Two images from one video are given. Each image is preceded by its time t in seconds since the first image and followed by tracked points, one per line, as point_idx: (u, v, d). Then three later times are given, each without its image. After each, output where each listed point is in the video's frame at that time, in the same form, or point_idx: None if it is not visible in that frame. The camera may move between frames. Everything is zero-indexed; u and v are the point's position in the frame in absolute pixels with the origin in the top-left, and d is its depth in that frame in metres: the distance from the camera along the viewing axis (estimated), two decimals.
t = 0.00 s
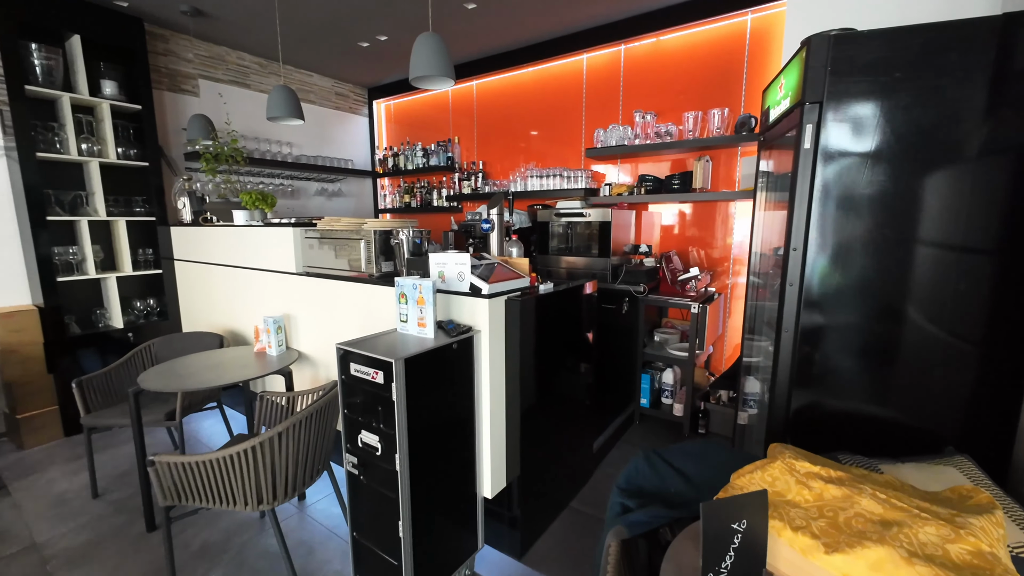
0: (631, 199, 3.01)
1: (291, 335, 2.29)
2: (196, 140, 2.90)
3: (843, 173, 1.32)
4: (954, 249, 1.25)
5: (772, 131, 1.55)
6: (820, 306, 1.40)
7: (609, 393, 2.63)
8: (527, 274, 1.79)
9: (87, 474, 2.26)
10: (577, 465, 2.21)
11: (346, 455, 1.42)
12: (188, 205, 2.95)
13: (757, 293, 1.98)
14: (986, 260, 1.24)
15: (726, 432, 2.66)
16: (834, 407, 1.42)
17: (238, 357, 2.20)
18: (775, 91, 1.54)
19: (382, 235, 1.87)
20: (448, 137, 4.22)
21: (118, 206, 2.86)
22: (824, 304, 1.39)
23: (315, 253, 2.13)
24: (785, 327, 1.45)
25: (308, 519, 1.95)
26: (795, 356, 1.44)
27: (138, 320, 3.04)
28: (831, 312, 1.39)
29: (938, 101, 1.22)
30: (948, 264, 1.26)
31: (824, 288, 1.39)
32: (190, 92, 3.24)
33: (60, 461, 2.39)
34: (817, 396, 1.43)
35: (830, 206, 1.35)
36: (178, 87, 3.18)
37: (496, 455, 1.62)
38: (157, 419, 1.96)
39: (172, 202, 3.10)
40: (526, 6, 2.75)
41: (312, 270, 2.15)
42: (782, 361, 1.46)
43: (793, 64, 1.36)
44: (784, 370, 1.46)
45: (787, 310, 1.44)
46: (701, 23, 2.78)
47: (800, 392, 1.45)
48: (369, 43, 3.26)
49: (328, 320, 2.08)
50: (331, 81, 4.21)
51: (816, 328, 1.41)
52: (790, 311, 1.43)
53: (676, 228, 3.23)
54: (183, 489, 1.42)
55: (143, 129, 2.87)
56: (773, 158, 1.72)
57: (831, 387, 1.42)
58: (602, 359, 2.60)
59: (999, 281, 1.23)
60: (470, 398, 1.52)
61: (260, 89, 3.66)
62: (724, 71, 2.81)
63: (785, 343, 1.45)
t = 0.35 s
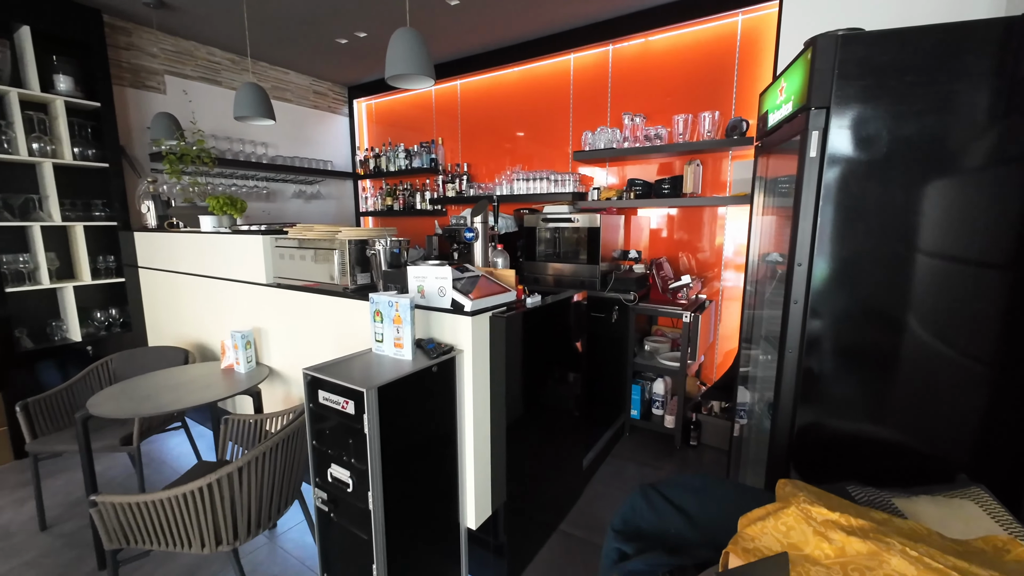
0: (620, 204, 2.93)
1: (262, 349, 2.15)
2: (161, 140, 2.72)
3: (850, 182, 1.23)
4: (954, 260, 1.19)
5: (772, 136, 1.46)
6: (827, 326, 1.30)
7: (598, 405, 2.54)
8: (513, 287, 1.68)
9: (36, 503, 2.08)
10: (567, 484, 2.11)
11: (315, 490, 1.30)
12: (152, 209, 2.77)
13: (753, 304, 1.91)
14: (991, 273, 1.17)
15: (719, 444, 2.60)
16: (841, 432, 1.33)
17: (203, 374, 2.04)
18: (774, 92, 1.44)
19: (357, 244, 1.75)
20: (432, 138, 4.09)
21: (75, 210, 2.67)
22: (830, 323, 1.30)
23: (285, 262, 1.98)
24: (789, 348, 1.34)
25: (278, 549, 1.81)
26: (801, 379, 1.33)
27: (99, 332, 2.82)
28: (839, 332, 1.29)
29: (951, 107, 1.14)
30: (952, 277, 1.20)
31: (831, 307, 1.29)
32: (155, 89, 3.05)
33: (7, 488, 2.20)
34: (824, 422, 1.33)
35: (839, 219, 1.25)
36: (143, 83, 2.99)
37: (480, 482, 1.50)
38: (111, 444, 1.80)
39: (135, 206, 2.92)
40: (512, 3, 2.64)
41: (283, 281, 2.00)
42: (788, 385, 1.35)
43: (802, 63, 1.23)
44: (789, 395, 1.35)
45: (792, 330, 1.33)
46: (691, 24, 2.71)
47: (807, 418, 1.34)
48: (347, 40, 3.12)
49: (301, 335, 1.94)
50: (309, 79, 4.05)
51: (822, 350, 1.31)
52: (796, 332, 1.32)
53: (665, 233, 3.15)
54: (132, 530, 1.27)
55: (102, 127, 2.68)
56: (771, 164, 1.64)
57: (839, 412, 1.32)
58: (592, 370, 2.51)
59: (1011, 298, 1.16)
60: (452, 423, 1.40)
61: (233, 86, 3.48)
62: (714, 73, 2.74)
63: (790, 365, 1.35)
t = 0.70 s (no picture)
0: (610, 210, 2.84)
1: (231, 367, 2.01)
2: (124, 141, 2.55)
3: (867, 193, 1.10)
4: (969, 277, 1.08)
5: (772, 145, 1.37)
6: (836, 350, 1.19)
7: (589, 419, 2.45)
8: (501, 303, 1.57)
9: None
10: (557, 505, 2.01)
11: (280, 532, 1.18)
12: (115, 214, 2.60)
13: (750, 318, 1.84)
14: (1012, 293, 1.06)
15: (714, 457, 2.52)
16: (849, 465, 1.22)
17: (166, 393, 1.89)
18: (777, 97, 1.33)
19: (331, 257, 1.61)
20: (417, 139, 3.96)
21: (31, 216, 2.48)
22: (841, 346, 1.18)
23: (254, 275, 1.84)
24: (797, 373, 1.23)
25: None
26: (810, 407, 1.23)
27: (58, 345, 2.65)
28: (849, 356, 1.18)
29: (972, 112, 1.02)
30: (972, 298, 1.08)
31: (841, 330, 1.18)
32: (120, 86, 2.88)
33: None
34: (832, 453, 1.23)
35: (850, 235, 1.13)
36: (106, 80, 2.82)
37: (464, 516, 1.39)
38: (61, 475, 1.65)
39: (98, 210, 2.74)
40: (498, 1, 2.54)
41: (252, 294, 1.87)
42: (794, 415, 1.24)
43: (811, 62, 1.10)
44: (796, 425, 1.24)
45: (800, 354, 1.22)
46: (682, 24, 2.63)
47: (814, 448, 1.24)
48: (327, 37, 2.99)
49: (273, 353, 1.81)
50: (288, 78, 3.89)
51: (832, 376, 1.20)
52: (804, 357, 1.20)
53: (656, 238, 3.06)
54: None
55: (61, 127, 2.51)
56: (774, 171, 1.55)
57: (848, 443, 1.21)
58: (583, 383, 2.42)
59: None
60: (432, 454, 1.29)
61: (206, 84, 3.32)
62: (707, 76, 2.66)
63: (797, 391, 1.24)
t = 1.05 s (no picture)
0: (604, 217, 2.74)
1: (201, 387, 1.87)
2: (88, 143, 2.39)
3: (891, 210, 0.98)
4: (1009, 300, 0.94)
5: (779, 154, 1.28)
6: (857, 382, 1.07)
7: (583, 435, 2.35)
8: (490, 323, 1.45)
9: None
10: (551, 531, 1.91)
11: None
12: (79, 221, 2.44)
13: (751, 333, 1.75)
14: None
15: (712, 473, 2.44)
16: (868, 502, 1.11)
17: (128, 417, 1.75)
18: (786, 101, 1.24)
19: (307, 272, 1.48)
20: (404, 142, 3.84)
21: None
22: (862, 377, 1.06)
23: (224, 290, 1.71)
24: (812, 405, 1.11)
25: None
26: (826, 442, 1.11)
27: (18, 360, 2.47)
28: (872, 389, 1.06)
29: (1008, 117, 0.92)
30: (1014, 327, 0.94)
31: (862, 358, 1.05)
32: (86, 85, 2.72)
33: None
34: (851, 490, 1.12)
35: (873, 255, 1.00)
36: (71, 78, 2.66)
37: (449, 557, 1.28)
38: (10, 511, 1.51)
39: (62, 217, 2.58)
40: None
41: (222, 311, 1.73)
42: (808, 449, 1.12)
43: (829, 65, 0.99)
44: (811, 460, 1.13)
45: (816, 386, 1.09)
46: (677, 25, 2.55)
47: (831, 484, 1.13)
48: (308, 35, 2.87)
49: (244, 375, 1.68)
50: (269, 77, 3.75)
51: (853, 409, 1.08)
52: (820, 389, 1.09)
53: (649, 242, 2.96)
54: None
55: (20, 128, 2.35)
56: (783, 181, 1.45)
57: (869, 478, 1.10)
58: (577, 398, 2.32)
59: None
60: (414, 493, 1.18)
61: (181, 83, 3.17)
62: (703, 78, 2.58)
63: (812, 425, 1.12)
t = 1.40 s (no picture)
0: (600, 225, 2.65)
1: (173, 413, 1.75)
2: (56, 149, 2.26)
3: (927, 234, 0.87)
4: None
5: (793, 169, 1.19)
6: (883, 425, 0.95)
7: (580, 454, 2.26)
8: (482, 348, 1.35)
9: None
10: (547, 561, 1.81)
11: None
12: (47, 230, 2.30)
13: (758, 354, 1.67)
14: None
15: (713, 492, 2.36)
16: (900, 560, 0.99)
17: (93, 446, 1.62)
18: (802, 111, 1.14)
19: (284, 293, 1.37)
20: (393, 145, 3.72)
21: None
22: (894, 420, 0.94)
23: (196, 310, 1.59)
24: (835, 447, 0.99)
25: None
26: (852, 489, 0.99)
27: None
28: (900, 432, 0.95)
29: None
30: None
31: (890, 399, 0.94)
32: (55, 87, 2.58)
33: None
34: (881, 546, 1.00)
35: (901, 283, 0.90)
36: (38, 79, 2.52)
37: None
38: None
39: (30, 226, 2.44)
40: None
41: (194, 333, 1.61)
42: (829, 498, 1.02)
43: (854, 73, 0.91)
44: (834, 510, 1.02)
45: (839, 427, 0.98)
46: (676, 27, 2.46)
47: (856, 539, 1.01)
48: (293, 35, 2.76)
49: (218, 402, 1.56)
50: (253, 78, 3.61)
51: (878, 455, 0.97)
52: (842, 431, 0.98)
53: (645, 248, 2.87)
54: None
55: None
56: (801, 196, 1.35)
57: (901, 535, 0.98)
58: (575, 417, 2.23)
59: None
60: (399, 540, 1.08)
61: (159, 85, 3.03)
62: (703, 82, 2.50)
63: (834, 469, 1.01)
